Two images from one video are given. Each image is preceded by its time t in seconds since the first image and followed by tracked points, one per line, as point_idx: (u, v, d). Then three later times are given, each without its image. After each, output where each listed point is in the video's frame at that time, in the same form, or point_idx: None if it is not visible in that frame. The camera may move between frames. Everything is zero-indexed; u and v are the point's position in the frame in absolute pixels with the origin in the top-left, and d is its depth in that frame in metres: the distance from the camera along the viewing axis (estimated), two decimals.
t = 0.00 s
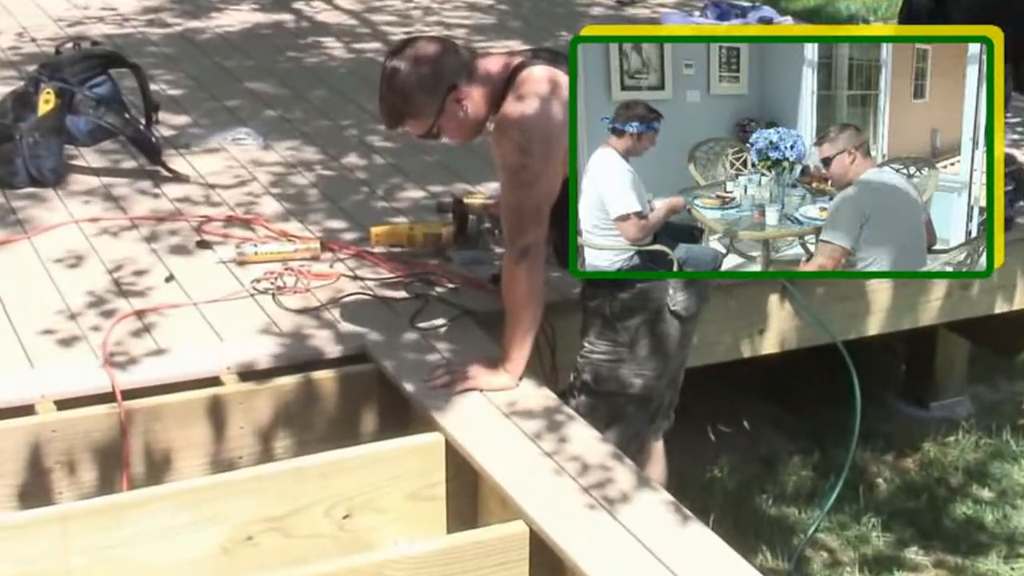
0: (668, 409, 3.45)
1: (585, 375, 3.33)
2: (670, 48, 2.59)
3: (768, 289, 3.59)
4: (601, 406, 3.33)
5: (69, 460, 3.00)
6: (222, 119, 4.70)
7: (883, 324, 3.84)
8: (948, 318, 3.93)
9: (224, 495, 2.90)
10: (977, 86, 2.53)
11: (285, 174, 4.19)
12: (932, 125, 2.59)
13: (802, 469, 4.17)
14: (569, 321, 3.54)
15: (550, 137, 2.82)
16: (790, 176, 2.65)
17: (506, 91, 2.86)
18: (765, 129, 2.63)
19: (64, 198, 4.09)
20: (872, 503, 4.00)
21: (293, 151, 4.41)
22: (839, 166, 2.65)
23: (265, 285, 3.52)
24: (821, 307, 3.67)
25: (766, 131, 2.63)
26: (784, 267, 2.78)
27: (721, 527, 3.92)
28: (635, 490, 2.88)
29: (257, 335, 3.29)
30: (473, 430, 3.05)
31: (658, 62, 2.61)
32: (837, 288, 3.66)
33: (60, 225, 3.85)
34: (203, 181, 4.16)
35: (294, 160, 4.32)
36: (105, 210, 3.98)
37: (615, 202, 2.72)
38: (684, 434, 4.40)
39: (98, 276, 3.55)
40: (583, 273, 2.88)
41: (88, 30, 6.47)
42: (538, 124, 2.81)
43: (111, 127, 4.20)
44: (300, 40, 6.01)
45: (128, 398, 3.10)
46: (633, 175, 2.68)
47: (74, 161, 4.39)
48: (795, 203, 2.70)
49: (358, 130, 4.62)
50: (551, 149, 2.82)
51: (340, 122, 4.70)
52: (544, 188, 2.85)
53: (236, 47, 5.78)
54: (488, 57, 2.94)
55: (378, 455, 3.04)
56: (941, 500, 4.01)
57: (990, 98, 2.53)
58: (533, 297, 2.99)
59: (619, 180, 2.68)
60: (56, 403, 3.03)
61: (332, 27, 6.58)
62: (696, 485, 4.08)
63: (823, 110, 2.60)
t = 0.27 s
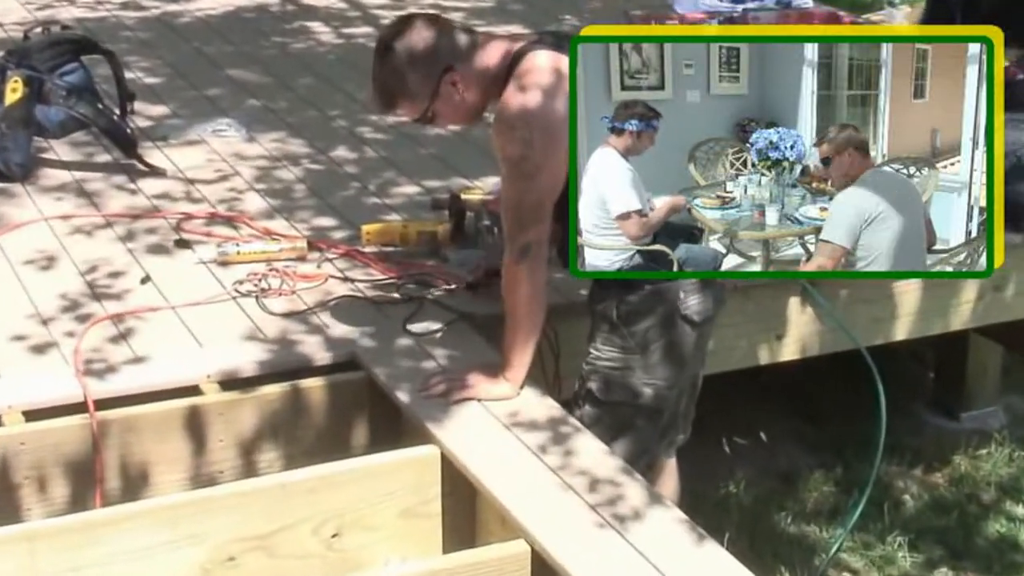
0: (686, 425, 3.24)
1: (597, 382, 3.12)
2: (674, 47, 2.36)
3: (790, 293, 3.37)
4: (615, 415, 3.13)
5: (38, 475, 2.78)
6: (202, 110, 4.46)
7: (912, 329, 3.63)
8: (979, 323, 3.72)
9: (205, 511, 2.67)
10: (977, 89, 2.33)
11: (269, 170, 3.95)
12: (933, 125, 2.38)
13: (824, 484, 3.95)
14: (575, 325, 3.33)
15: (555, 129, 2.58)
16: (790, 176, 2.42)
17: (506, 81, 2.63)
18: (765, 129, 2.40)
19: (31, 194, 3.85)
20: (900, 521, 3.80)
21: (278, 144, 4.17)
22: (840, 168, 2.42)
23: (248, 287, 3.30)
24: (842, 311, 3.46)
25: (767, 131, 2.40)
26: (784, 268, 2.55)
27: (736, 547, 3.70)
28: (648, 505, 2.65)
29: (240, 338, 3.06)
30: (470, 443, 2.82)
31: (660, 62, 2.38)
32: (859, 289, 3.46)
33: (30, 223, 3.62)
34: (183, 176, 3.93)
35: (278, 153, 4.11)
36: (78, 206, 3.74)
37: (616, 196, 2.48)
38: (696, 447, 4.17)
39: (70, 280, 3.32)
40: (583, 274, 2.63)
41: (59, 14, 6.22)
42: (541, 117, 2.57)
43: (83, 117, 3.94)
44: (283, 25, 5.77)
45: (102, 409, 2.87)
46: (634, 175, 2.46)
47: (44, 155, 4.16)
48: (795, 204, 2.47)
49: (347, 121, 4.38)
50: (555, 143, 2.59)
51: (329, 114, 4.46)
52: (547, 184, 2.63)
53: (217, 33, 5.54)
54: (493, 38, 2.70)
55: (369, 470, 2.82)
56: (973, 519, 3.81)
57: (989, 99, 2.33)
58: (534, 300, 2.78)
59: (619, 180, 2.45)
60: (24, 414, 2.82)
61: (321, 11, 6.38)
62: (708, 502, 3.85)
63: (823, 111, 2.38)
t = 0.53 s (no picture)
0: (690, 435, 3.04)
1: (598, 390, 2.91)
2: (670, 44, 2.14)
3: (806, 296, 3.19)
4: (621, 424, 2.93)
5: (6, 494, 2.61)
6: (179, 99, 4.19)
7: (939, 334, 3.43)
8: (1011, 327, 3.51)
9: (182, 530, 2.42)
10: (977, 91, 2.11)
11: (251, 163, 3.71)
12: (932, 125, 2.17)
13: (844, 500, 3.76)
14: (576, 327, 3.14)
15: (557, 122, 2.38)
16: (790, 176, 2.23)
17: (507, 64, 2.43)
18: (765, 129, 2.20)
19: None
20: (926, 539, 3.61)
21: (261, 136, 3.91)
22: (839, 167, 2.22)
23: (227, 290, 3.05)
24: (863, 314, 3.27)
25: (766, 130, 2.21)
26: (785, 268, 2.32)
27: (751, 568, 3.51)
28: (657, 524, 2.45)
29: (221, 346, 2.84)
30: (468, 459, 2.61)
31: (658, 60, 2.17)
32: (882, 292, 3.27)
33: None
34: (158, 170, 3.66)
35: (262, 147, 3.83)
36: (47, 203, 3.48)
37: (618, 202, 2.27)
38: (704, 466, 3.94)
39: (39, 283, 3.07)
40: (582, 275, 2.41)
41: None
42: (541, 108, 2.37)
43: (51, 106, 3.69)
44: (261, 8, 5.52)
45: (72, 422, 2.67)
46: (636, 173, 2.25)
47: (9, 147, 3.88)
48: (795, 204, 2.27)
49: (333, 111, 4.13)
50: (557, 136, 2.39)
51: (315, 103, 4.21)
52: (547, 180, 2.43)
53: (194, 16, 5.29)
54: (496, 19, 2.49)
55: (355, 484, 2.58)
56: (1003, 537, 3.62)
57: (990, 101, 2.11)
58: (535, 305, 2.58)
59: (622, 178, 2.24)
60: None
61: None
62: (720, 520, 3.65)
63: (822, 111, 2.18)
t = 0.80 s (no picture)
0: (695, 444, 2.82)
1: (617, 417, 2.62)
2: (667, 44, 1.95)
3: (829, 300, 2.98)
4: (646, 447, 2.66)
5: None
6: (153, 87, 3.94)
7: (970, 340, 3.24)
8: None
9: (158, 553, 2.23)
10: (976, 92, 1.93)
11: (232, 157, 3.49)
12: (932, 125, 1.98)
13: (868, 519, 3.56)
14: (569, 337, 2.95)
15: (554, 112, 2.14)
16: (790, 177, 2.02)
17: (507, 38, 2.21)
18: (764, 129, 2.00)
19: None
20: (958, 560, 3.44)
21: (241, 128, 3.68)
22: (842, 167, 2.02)
23: (204, 294, 2.80)
24: (890, 320, 3.06)
25: (766, 130, 2.01)
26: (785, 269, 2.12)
27: None
28: (669, 546, 2.25)
29: (198, 354, 2.60)
30: (463, 473, 2.38)
31: (655, 60, 1.97)
32: (909, 295, 3.05)
33: None
34: (131, 165, 3.42)
35: (243, 138, 3.61)
36: (13, 198, 3.23)
37: (624, 199, 2.04)
38: (716, 490, 3.71)
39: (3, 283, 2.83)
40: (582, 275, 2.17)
41: None
42: (534, 101, 2.14)
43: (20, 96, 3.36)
44: None
45: (37, 434, 2.43)
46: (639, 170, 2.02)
47: None
48: (795, 204, 2.06)
49: (318, 101, 3.91)
50: (555, 129, 2.15)
51: (299, 91, 3.98)
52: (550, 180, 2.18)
53: None
54: None
55: (345, 501, 2.39)
56: None
57: (990, 103, 1.92)
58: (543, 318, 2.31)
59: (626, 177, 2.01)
60: None
61: None
62: (734, 542, 3.46)
63: (822, 111, 1.99)
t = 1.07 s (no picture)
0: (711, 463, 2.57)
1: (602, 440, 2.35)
2: (668, 44, 1.79)
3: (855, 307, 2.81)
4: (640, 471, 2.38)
5: None
6: (125, 77, 3.74)
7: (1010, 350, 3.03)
8: None
9: None
10: (976, 93, 1.75)
11: (209, 152, 3.30)
12: (932, 125, 1.77)
13: (897, 542, 3.34)
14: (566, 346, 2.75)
15: (527, 112, 1.90)
16: (790, 177, 1.81)
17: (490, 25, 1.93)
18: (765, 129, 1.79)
19: None
20: None
21: (220, 120, 3.49)
22: (842, 168, 1.80)
23: (179, 299, 2.60)
24: (921, 327, 2.89)
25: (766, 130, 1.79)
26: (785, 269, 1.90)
27: None
28: (684, 570, 2.05)
29: (174, 364, 2.40)
30: (455, 493, 2.19)
31: (655, 59, 1.80)
32: (940, 300, 2.88)
33: None
34: (100, 160, 3.22)
35: (219, 131, 3.43)
36: None
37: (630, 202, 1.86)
38: (730, 512, 3.46)
39: None
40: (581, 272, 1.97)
41: None
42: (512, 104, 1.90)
43: None
44: None
45: None
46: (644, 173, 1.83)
47: None
48: (795, 204, 1.84)
49: (301, 91, 3.72)
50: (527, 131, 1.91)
51: (282, 81, 3.79)
52: (516, 187, 1.94)
53: None
54: None
55: (330, 523, 2.15)
56: None
57: (990, 103, 1.75)
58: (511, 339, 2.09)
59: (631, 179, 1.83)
60: None
61: None
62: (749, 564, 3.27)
63: (822, 111, 1.78)
